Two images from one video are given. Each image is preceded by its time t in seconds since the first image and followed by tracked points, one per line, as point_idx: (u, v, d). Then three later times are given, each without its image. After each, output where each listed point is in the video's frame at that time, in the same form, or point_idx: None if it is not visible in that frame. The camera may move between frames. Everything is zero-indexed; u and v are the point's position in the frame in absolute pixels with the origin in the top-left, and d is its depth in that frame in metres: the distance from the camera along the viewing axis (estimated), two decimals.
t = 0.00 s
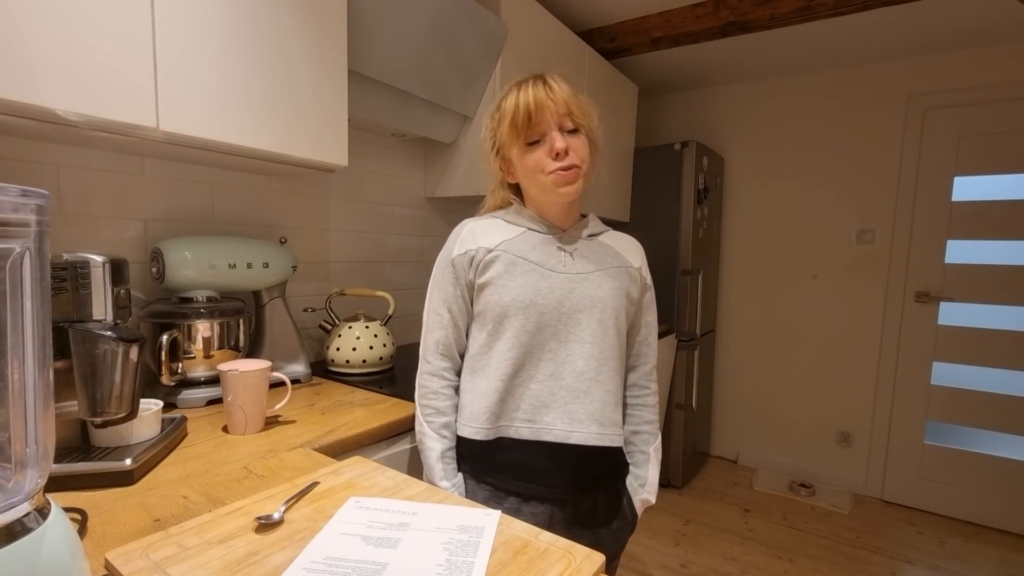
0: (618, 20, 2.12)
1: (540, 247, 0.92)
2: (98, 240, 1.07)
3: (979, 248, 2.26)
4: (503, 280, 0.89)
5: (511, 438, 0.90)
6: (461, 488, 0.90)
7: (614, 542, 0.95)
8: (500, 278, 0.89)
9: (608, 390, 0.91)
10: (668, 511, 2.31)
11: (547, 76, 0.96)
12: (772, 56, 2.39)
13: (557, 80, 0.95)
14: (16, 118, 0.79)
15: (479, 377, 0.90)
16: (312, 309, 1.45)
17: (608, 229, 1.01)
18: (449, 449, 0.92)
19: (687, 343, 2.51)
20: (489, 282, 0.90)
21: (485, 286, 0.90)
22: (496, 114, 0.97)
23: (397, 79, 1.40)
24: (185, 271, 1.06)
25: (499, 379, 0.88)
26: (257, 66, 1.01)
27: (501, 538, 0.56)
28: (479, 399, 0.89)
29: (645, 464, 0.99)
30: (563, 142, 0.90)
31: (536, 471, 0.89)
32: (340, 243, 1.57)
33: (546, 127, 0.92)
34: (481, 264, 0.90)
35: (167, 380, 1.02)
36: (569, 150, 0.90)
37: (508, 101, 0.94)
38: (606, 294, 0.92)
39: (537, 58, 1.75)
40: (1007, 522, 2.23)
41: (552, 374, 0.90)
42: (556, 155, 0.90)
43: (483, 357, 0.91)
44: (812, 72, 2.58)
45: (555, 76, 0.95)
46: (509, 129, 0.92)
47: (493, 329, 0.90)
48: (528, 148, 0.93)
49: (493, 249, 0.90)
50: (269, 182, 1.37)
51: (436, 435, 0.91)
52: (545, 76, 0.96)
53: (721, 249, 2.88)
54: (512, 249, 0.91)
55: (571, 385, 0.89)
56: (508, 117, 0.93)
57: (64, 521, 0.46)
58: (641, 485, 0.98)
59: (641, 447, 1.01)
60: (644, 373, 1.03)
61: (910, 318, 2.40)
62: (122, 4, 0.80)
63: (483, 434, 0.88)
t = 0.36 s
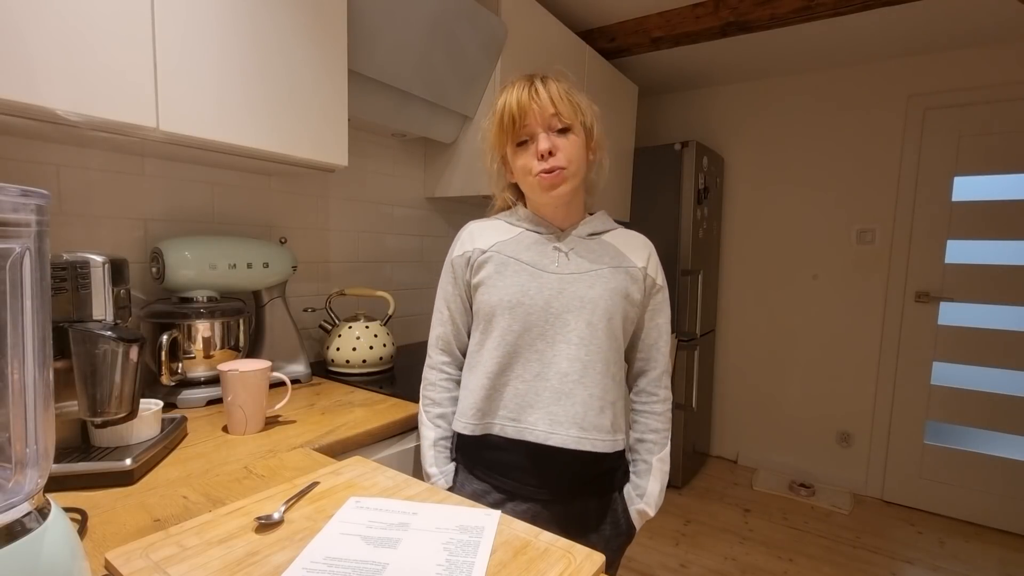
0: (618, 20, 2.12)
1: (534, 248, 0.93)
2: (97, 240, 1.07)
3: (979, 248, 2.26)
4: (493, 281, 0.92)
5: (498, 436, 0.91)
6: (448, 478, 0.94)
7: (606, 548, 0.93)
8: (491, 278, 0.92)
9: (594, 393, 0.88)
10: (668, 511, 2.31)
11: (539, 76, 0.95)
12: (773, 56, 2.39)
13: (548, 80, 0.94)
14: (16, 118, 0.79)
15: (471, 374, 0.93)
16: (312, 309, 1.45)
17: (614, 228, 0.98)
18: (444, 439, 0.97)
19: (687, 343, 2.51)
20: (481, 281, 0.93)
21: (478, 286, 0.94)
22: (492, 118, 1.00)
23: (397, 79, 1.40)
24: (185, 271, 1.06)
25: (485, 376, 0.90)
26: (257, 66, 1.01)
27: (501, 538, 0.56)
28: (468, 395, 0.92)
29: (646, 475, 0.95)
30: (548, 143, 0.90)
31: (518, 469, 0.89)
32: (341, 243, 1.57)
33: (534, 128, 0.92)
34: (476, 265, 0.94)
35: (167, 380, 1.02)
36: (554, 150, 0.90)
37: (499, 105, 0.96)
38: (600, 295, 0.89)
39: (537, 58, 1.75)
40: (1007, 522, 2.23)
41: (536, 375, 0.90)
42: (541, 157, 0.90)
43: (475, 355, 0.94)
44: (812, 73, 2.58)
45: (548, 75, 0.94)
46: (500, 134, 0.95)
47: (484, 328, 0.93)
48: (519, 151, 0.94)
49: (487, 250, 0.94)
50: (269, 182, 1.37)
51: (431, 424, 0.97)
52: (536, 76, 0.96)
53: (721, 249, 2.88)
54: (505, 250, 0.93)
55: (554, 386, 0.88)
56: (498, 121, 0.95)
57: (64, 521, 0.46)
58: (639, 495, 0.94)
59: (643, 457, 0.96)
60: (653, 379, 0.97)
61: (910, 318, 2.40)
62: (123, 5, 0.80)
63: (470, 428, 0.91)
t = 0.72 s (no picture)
0: (617, 20, 2.12)
1: (528, 249, 0.93)
2: (97, 240, 1.07)
3: (979, 248, 2.26)
4: (486, 283, 0.91)
5: (490, 438, 0.92)
6: (446, 475, 0.94)
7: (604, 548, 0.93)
8: (484, 280, 0.92)
9: (586, 399, 0.88)
10: (668, 511, 2.31)
11: (566, 70, 0.95)
12: (773, 56, 2.39)
13: (574, 75, 0.94)
14: (16, 118, 0.79)
15: (465, 375, 0.94)
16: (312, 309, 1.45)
17: (612, 228, 0.98)
18: (443, 436, 0.98)
19: (687, 343, 2.51)
20: (475, 283, 0.93)
21: (471, 287, 0.94)
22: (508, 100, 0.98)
23: (397, 80, 1.40)
24: (185, 271, 1.06)
25: (478, 378, 0.91)
26: (258, 67, 1.01)
27: (501, 538, 0.56)
28: (462, 396, 0.93)
29: (643, 476, 0.94)
30: (556, 136, 0.89)
31: (513, 470, 0.90)
32: (341, 243, 1.57)
33: (546, 118, 0.91)
34: (470, 265, 0.94)
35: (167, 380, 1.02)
36: (560, 144, 0.89)
37: (518, 87, 0.95)
38: (595, 298, 0.89)
39: (537, 58, 1.75)
40: (1007, 522, 2.23)
41: (529, 379, 0.90)
42: (545, 147, 0.90)
43: (470, 356, 0.94)
44: (812, 73, 2.58)
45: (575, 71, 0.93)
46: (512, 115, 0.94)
47: (477, 330, 0.93)
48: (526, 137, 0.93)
49: (481, 251, 0.94)
50: (268, 182, 1.37)
51: (427, 421, 0.97)
52: (563, 69, 0.95)
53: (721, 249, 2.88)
54: (499, 252, 0.93)
55: (546, 391, 0.88)
56: (514, 103, 0.94)
57: (64, 521, 0.46)
58: (636, 496, 0.93)
59: (641, 457, 0.95)
60: (651, 380, 0.97)
61: (910, 318, 2.40)
62: (123, 5, 0.80)
63: (463, 430, 0.92)
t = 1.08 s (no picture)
0: (617, 20, 2.12)
1: (506, 248, 0.93)
2: (97, 240, 1.07)
3: (980, 248, 2.26)
4: (465, 284, 0.90)
5: (474, 443, 0.91)
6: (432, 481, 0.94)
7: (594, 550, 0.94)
8: (462, 282, 0.91)
9: (571, 399, 0.88)
10: (668, 511, 2.31)
11: (576, 72, 0.93)
12: (773, 56, 2.39)
13: (585, 79, 0.93)
14: (16, 119, 0.79)
15: (447, 379, 0.93)
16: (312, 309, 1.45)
17: (592, 227, 0.99)
18: (424, 446, 0.96)
19: (687, 343, 2.51)
20: (453, 285, 0.92)
21: (449, 290, 0.92)
22: (511, 87, 0.95)
23: (397, 80, 1.40)
24: (186, 271, 1.06)
25: (461, 383, 0.90)
26: (258, 67, 1.01)
27: (501, 538, 0.56)
28: (444, 402, 0.91)
29: (631, 477, 0.95)
30: (554, 143, 0.89)
31: (500, 474, 0.90)
32: (341, 243, 1.58)
33: (548, 121, 0.90)
34: (447, 268, 0.93)
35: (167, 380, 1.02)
36: (555, 153, 0.89)
37: (525, 78, 0.91)
38: (574, 296, 0.89)
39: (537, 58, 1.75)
40: (1007, 522, 2.23)
41: (512, 382, 0.90)
42: (540, 152, 0.89)
43: (451, 360, 0.93)
44: (812, 73, 2.58)
45: (586, 78, 0.92)
46: (515, 105, 0.91)
47: (457, 334, 0.92)
48: (523, 133, 0.92)
49: (458, 253, 0.92)
50: (269, 182, 1.37)
51: (409, 432, 0.95)
52: (575, 68, 0.94)
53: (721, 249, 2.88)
54: (476, 253, 0.92)
55: (530, 394, 0.88)
56: (518, 93, 0.91)
57: (64, 521, 0.46)
58: (625, 497, 0.94)
59: (628, 458, 0.97)
60: (635, 378, 0.98)
61: (910, 318, 2.40)
62: (123, 5, 0.80)
63: (446, 437, 0.91)
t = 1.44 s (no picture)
0: (618, 20, 2.12)
1: (480, 250, 0.92)
2: (97, 240, 1.07)
3: (980, 248, 2.26)
4: (438, 286, 0.88)
5: (449, 451, 0.91)
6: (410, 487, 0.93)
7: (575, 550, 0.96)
8: (436, 284, 0.88)
9: (550, 405, 0.90)
10: (668, 511, 2.31)
11: (570, 76, 0.91)
12: (773, 56, 2.39)
13: (580, 85, 0.92)
14: (15, 118, 0.79)
15: (419, 386, 0.90)
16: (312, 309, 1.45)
17: (564, 227, 1.01)
18: (393, 456, 0.92)
19: (687, 343, 2.51)
20: (426, 287, 0.89)
21: (421, 293, 0.89)
22: (501, 82, 0.91)
23: (398, 79, 1.40)
24: (186, 271, 1.06)
25: (436, 391, 0.88)
26: (257, 66, 1.01)
27: (501, 538, 0.56)
28: (417, 409, 0.89)
29: (612, 476, 0.98)
30: (542, 156, 0.88)
31: (480, 477, 0.90)
32: (341, 243, 1.58)
33: (538, 130, 0.89)
34: (418, 268, 0.89)
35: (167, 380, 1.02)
36: (541, 165, 0.89)
37: (520, 77, 0.88)
38: (550, 298, 0.91)
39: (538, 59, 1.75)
40: (1007, 522, 2.23)
41: (490, 389, 0.89)
42: (527, 162, 0.89)
43: (423, 366, 0.91)
44: (812, 73, 2.58)
45: (580, 85, 0.91)
46: (506, 106, 0.88)
47: (430, 339, 0.89)
48: (510, 136, 0.89)
49: (429, 253, 0.89)
50: (269, 182, 1.37)
51: (377, 442, 0.91)
52: (569, 71, 0.92)
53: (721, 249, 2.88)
54: (450, 254, 0.90)
55: (509, 401, 0.89)
56: (513, 93, 0.87)
57: (64, 520, 0.46)
58: (607, 496, 0.97)
59: (608, 457, 0.99)
60: (610, 378, 1.02)
61: (910, 318, 2.40)
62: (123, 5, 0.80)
63: (421, 447, 0.89)
